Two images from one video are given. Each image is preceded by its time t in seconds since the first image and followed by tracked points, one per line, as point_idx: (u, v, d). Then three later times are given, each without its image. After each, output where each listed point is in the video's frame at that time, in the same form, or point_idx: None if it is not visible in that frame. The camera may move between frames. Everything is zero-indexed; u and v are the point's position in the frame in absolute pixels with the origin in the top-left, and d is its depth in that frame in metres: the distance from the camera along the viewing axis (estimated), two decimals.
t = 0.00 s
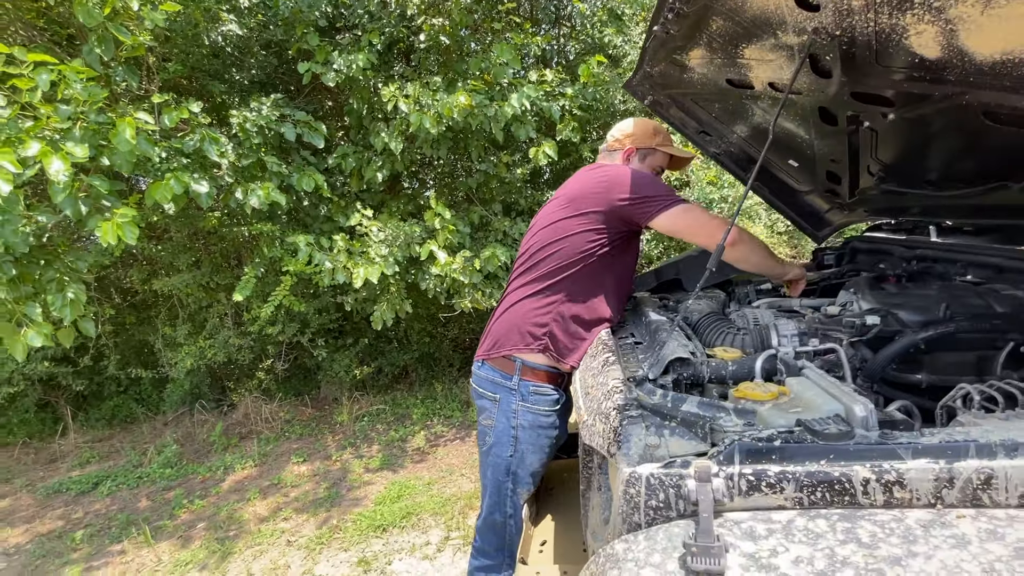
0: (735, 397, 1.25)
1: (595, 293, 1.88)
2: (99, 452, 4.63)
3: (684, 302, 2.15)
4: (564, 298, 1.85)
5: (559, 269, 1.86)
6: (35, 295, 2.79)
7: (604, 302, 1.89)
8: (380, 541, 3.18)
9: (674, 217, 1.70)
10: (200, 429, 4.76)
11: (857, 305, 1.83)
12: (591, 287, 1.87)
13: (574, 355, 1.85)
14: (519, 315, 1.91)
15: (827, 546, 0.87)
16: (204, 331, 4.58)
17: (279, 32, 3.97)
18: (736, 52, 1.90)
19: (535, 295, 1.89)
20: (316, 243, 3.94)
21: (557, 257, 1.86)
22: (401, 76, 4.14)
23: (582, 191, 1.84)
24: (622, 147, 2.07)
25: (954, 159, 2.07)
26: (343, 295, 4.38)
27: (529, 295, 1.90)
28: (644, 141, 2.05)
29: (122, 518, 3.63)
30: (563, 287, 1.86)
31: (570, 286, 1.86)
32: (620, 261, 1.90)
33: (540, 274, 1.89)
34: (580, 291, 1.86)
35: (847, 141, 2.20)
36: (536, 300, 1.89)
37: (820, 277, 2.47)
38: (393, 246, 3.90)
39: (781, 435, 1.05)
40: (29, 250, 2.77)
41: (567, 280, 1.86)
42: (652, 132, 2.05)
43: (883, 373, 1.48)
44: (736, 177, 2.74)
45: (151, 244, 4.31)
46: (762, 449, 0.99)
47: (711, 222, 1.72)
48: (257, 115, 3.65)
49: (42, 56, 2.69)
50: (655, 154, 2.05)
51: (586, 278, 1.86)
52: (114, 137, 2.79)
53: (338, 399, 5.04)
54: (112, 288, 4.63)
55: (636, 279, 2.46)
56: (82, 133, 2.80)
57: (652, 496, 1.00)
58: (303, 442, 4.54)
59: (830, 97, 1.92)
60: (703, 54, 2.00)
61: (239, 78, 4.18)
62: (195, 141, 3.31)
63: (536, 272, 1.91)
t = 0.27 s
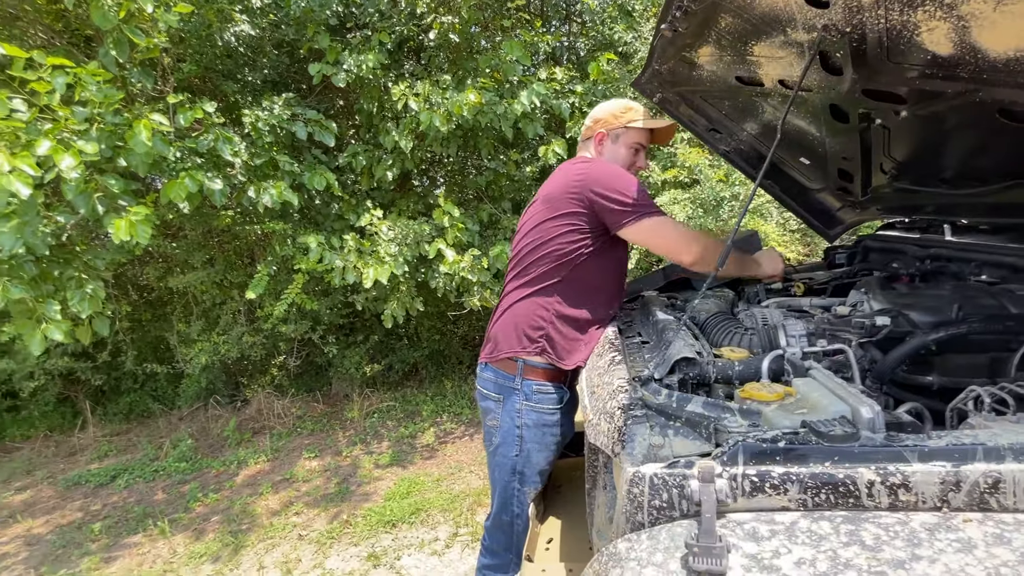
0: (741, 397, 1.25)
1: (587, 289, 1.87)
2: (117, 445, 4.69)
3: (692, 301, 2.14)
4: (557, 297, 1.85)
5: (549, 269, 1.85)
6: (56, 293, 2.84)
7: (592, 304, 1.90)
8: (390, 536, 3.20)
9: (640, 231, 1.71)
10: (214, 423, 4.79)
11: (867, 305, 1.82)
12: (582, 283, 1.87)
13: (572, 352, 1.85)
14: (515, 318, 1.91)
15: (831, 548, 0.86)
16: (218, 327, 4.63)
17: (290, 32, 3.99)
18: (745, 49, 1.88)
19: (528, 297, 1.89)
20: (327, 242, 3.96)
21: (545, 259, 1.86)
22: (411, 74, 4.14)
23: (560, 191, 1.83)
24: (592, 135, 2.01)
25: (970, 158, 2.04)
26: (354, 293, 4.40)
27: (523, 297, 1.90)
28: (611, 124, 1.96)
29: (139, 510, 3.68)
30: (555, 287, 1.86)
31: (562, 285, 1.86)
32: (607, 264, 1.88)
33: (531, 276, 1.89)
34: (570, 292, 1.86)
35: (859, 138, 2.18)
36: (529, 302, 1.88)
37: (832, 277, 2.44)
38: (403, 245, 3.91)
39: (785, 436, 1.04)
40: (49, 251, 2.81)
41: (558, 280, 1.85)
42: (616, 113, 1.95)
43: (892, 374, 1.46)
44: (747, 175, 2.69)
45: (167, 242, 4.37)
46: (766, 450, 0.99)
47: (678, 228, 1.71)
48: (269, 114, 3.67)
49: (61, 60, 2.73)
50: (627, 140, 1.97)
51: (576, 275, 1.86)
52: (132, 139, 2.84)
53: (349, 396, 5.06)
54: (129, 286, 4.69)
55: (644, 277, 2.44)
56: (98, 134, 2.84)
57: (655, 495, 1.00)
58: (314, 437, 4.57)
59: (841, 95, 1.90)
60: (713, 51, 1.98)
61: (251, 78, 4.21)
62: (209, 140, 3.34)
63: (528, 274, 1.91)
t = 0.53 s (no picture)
0: (761, 400, 1.24)
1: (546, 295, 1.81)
2: (142, 439, 4.78)
3: (711, 302, 2.12)
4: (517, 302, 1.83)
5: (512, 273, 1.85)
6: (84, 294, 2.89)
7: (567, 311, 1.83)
8: (407, 532, 3.22)
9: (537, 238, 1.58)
10: (234, 420, 4.86)
11: (891, 307, 1.79)
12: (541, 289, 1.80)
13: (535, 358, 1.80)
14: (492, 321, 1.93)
15: (854, 554, 0.86)
16: (239, 325, 4.69)
17: (308, 33, 4.01)
18: (766, 48, 1.86)
19: (500, 300, 1.90)
20: (345, 241, 3.99)
21: (508, 263, 1.85)
22: (427, 74, 4.15)
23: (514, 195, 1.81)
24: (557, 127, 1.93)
25: (998, 157, 2.01)
26: (372, 292, 4.42)
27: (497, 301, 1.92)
28: (570, 115, 1.86)
29: (164, 503, 3.74)
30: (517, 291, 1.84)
31: (522, 289, 1.83)
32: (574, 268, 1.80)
33: (502, 280, 1.90)
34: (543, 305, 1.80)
35: (883, 137, 2.15)
36: (500, 307, 1.89)
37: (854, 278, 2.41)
38: (420, 245, 3.93)
39: (808, 441, 1.03)
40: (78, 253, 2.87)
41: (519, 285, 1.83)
42: (573, 101, 1.84)
43: (917, 379, 1.43)
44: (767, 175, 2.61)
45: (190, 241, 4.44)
46: (788, 454, 0.98)
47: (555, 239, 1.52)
48: (289, 116, 3.70)
49: (88, 67, 2.79)
50: (586, 128, 1.85)
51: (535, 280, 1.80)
52: (152, 146, 2.85)
53: (366, 393, 5.09)
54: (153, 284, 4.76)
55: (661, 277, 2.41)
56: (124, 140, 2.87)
57: (675, 498, 1.00)
58: (332, 434, 4.61)
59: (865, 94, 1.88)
60: (733, 50, 1.96)
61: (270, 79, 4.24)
62: (229, 143, 3.38)
63: (501, 278, 1.92)
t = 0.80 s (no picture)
0: (789, 400, 1.23)
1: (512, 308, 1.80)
2: (165, 433, 4.84)
3: (733, 301, 2.11)
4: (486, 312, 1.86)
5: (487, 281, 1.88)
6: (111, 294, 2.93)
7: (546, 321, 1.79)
8: (425, 528, 3.23)
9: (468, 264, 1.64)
10: (254, 415, 4.91)
11: (921, 307, 1.77)
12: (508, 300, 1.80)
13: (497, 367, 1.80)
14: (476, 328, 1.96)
15: (889, 554, 0.85)
16: (258, 322, 4.75)
17: (326, 34, 4.04)
18: (792, 45, 1.85)
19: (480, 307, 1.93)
20: (363, 240, 4.02)
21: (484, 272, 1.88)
22: (443, 74, 4.14)
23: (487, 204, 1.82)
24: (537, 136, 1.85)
25: None
26: (389, 290, 4.44)
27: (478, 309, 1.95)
28: (551, 118, 1.79)
29: (188, 496, 3.80)
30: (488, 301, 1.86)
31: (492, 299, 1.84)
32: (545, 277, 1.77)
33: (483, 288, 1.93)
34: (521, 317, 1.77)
35: (911, 134, 2.14)
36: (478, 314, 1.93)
37: (879, 277, 2.39)
38: (437, 243, 3.94)
39: (839, 441, 1.02)
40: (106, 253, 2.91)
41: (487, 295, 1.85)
42: (551, 103, 1.77)
43: (949, 379, 1.42)
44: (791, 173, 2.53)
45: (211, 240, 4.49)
46: (819, 454, 0.97)
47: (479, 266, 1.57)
48: (308, 116, 3.73)
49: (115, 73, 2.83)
50: (568, 127, 1.79)
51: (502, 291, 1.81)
52: (174, 153, 2.86)
53: (382, 390, 5.10)
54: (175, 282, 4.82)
55: (681, 277, 2.37)
56: (148, 144, 2.89)
57: (704, 497, 0.99)
58: (349, 430, 4.64)
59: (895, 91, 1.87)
60: (756, 48, 1.95)
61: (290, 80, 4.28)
62: (250, 145, 3.42)
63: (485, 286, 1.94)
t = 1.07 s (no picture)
0: (811, 392, 1.22)
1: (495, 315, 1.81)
2: (184, 427, 4.89)
3: (751, 295, 2.09)
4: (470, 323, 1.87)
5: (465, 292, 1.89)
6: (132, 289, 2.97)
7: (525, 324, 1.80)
8: (440, 522, 3.24)
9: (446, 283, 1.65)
10: (270, 410, 4.95)
11: (945, 300, 1.76)
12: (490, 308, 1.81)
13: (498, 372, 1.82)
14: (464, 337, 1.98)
15: (916, 545, 0.83)
16: (274, 317, 4.78)
17: (341, 31, 4.05)
18: (813, 36, 1.83)
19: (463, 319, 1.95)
20: (378, 236, 4.03)
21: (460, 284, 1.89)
22: (457, 71, 4.12)
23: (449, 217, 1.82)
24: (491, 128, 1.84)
25: None
26: (403, 286, 4.44)
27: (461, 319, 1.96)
28: (501, 111, 1.78)
29: (206, 488, 3.84)
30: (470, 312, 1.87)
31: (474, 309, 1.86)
32: (516, 281, 1.79)
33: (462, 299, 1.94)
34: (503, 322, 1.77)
35: (935, 126, 2.11)
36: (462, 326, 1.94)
37: (900, 272, 2.36)
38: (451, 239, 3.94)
39: (864, 433, 1.01)
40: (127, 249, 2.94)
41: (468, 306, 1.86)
42: (502, 96, 1.77)
43: (975, 374, 1.40)
44: (809, 167, 2.53)
45: (228, 236, 4.53)
46: (844, 445, 0.96)
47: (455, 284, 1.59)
48: (323, 114, 3.73)
49: (135, 73, 2.87)
50: (520, 118, 1.77)
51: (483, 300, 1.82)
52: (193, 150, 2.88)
53: (396, 385, 5.11)
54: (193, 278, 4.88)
55: (698, 271, 2.35)
56: (168, 145, 2.91)
57: (726, 487, 0.98)
58: (363, 425, 4.67)
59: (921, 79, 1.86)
60: (777, 39, 1.93)
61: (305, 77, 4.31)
62: (266, 142, 3.43)
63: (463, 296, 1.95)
